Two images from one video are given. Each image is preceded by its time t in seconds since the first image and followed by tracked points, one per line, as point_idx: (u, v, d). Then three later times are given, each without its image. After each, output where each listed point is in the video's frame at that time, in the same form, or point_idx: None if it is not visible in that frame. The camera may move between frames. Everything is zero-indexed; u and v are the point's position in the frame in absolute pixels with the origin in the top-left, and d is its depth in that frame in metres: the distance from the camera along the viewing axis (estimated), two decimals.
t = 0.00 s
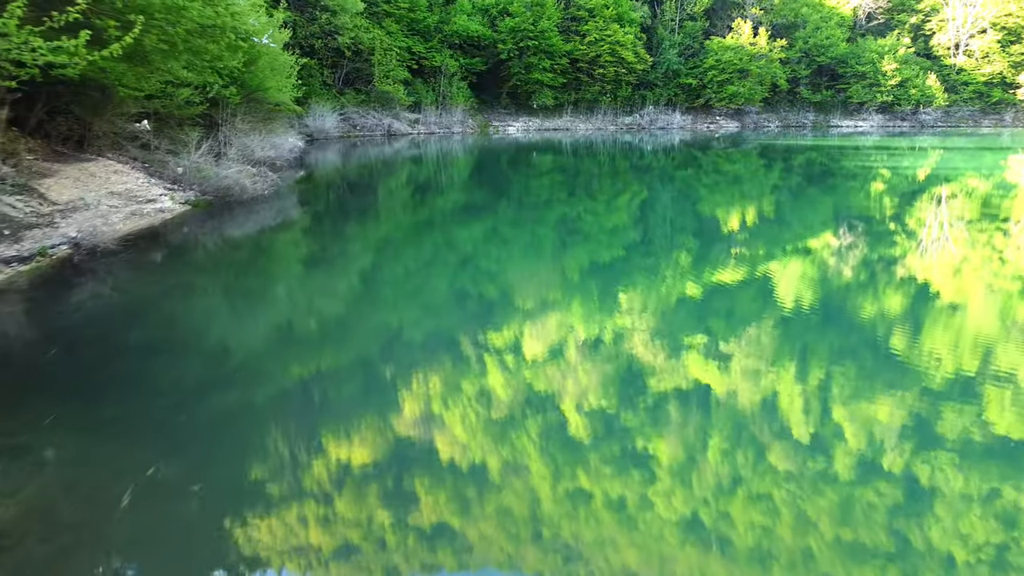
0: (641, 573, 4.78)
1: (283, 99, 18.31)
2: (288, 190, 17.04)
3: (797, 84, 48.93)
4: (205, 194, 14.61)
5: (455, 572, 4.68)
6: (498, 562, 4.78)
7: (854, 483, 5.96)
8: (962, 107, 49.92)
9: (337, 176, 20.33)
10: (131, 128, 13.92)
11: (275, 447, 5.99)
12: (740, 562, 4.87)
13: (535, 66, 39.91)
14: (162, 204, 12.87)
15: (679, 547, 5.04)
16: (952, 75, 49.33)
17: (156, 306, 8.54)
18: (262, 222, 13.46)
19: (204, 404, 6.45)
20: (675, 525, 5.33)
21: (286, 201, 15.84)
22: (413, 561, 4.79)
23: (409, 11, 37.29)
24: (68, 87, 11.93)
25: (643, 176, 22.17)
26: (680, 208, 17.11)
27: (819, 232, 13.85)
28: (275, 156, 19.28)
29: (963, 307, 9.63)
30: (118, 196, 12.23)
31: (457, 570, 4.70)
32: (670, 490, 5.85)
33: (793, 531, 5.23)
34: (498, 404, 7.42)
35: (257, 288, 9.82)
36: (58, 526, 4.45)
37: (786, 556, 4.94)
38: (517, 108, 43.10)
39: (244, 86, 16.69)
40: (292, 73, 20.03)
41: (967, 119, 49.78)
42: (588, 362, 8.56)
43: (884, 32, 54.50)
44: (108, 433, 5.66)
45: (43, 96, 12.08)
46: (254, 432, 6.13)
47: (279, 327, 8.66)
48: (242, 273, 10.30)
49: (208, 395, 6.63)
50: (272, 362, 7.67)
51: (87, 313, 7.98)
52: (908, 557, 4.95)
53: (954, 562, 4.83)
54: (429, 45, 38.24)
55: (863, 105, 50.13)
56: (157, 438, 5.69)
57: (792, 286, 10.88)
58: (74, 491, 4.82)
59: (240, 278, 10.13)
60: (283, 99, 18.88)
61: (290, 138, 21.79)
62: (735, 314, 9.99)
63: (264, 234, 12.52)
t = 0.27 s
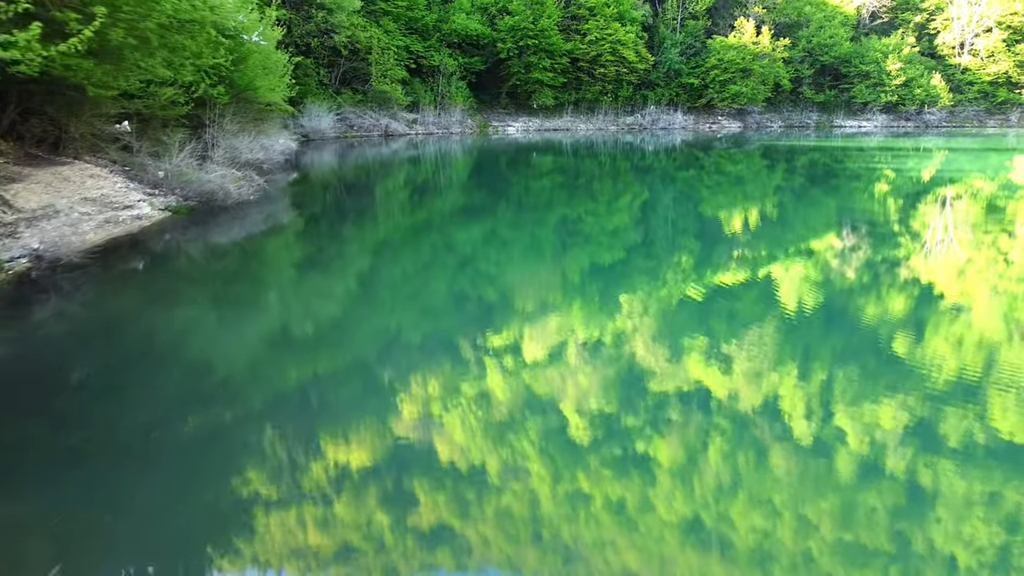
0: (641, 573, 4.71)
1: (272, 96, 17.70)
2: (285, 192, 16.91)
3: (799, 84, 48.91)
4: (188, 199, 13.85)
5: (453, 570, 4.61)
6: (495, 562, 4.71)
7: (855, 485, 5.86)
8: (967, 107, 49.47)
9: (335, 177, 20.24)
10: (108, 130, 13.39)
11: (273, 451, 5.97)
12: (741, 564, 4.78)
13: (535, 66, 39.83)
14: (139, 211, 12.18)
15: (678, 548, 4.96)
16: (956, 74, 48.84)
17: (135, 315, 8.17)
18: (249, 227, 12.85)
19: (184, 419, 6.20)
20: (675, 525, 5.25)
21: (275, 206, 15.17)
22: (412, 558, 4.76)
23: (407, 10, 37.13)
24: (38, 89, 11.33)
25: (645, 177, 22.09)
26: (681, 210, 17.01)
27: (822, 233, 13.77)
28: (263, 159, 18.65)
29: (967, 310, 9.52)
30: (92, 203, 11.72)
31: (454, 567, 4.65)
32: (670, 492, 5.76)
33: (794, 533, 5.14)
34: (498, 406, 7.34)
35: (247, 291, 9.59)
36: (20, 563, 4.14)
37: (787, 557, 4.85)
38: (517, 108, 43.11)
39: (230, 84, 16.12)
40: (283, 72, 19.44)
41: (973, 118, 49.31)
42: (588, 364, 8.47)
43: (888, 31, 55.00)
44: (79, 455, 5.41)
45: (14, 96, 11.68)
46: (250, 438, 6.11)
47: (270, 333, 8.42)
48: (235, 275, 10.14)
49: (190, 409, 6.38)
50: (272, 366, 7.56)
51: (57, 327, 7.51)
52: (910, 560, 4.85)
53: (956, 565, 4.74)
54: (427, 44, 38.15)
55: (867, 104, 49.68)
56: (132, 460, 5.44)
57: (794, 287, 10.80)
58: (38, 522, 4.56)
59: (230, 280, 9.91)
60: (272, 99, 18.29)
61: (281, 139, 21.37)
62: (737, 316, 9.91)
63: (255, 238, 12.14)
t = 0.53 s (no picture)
0: None
1: (263, 101, 17.07)
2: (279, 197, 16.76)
3: (802, 88, 48.80)
4: (169, 210, 13.16)
5: None
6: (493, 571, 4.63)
7: (858, 491, 5.76)
8: (972, 111, 49.31)
9: (332, 181, 20.16)
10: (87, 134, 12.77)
11: (270, 458, 5.91)
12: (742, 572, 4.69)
13: (535, 69, 39.84)
14: (114, 222, 11.54)
15: (679, 556, 4.87)
16: (961, 79, 48.43)
17: (115, 329, 7.77)
18: (233, 238, 12.24)
19: (171, 444, 5.79)
20: (675, 533, 5.16)
21: (263, 216, 14.54)
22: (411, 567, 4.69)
23: (405, 12, 37.25)
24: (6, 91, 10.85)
25: (646, 182, 22.05)
26: (683, 215, 16.93)
27: (826, 239, 13.68)
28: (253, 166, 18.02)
29: (971, 316, 9.43)
30: (63, 213, 11.09)
31: None
32: (671, 499, 5.67)
33: (795, 540, 5.05)
34: (497, 412, 7.25)
35: (237, 302, 9.21)
36: None
37: (788, 565, 4.76)
38: (516, 112, 43.17)
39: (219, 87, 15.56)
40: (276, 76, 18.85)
41: (978, 123, 49.19)
42: (588, 371, 8.36)
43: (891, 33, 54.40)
44: (58, 487, 4.95)
45: None
46: (247, 444, 6.03)
47: (264, 341, 8.21)
48: (227, 281, 9.89)
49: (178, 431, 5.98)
50: (267, 374, 7.43)
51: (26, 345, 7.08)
52: (913, 567, 4.76)
53: (960, 572, 4.64)
54: (426, 48, 38.20)
55: (871, 109, 49.53)
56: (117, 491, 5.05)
57: (797, 293, 10.71)
58: (14, 567, 4.15)
59: (220, 291, 9.51)
60: (263, 103, 17.66)
61: (272, 145, 20.81)
62: (738, 322, 9.81)
63: (245, 246, 11.74)
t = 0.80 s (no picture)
0: None
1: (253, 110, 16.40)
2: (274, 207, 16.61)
3: (805, 97, 48.96)
4: (148, 225, 12.49)
5: None
6: None
7: (861, 502, 5.65)
8: (976, 119, 49.87)
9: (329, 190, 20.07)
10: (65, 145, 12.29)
11: (266, 471, 5.82)
12: None
13: (535, 77, 39.83)
14: (85, 239, 11.00)
15: (680, 568, 4.76)
16: (964, 87, 48.75)
17: (92, 353, 7.46)
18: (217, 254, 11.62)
19: (148, 470, 5.48)
20: (675, 546, 5.05)
21: (250, 230, 13.85)
22: None
23: (403, 19, 37.40)
24: None
25: (646, 191, 22.01)
26: (683, 224, 16.85)
27: (829, 248, 13.61)
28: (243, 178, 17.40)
29: (975, 326, 9.33)
30: (31, 229, 10.55)
31: None
32: (671, 509, 5.57)
33: (798, 552, 4.95)
34: (497, 423, 7.14)
35: (227, 320, 8.87)
36: None
37: None
38: (515, 120, 43.26)
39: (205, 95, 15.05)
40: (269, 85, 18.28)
41: (982, 131, 49.83)
42: (588, 382, 8.22)
43: (894, 42, 53.41)
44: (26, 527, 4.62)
45: None
46: (241, 458, 5.92)
47: (254, 359, 7.95)
48: (219, 293, 9.70)
49: (161, 457, 5.65)
50: (259, 387, 7.29)
51: None
52: None
53: None
54: (424, 56, 38.28)
55: (874, 118, 49.86)
56: (95, 529, 4.72)
57: (799, 303, 10.61)
58: None
59: (208, 308, 9.18)
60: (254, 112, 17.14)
61: (262, 154, 20.50)
62: (739, 331, 9.73)
63: (234, 260, 11.39)
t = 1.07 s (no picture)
0: None
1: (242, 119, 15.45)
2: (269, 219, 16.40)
3: (807, 107, 49.70)
4: (125, 243, 11.85)
5: None
6: None
7: (866, 515, 5.54)
8: (979, 130, 50.47)
9: (327, 202, 19.99)
10: (37, 157, 10.96)
11: (264, 484, 5.71)
12: None
13: (535, 88, 39.92)
14: (52, 260, 10.47)
15: None
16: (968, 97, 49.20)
17: (70, 376, 7.13)
18: (199, 272, 11.09)
19: (131, 500, 5.23)
20: (677, 560, 4.93)
21: (238, 246, 13.27)
22: None
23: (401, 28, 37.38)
24: None
25: (647, 202, 21.94)
26: (686, 236, 16.77)
27: (832, 260, 13.54)
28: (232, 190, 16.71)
29: (980, 338, 9.23)
30: None
31: None
32: (674, 523, 5.45)
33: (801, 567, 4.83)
34: (496, 436, 7.03)
35: (216, 339, 8.59)
36: None
37: None
38: (514, 131, 43.45)
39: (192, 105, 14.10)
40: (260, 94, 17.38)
41: (985, 142, 50.37)
42: (589, 395, 8.10)
43: (897, 52, 54.01)
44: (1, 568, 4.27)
45: None
46: (237, 472, 5.82)
47: (245, 378, 7.69)
48: (212, 306, 9.54)
49: (147, 487, 5.43)
50: (257, 401, 7.17)
51: None
52: None
53: None
54: (424, 66, 38.43)
55: (876, 129, 50.50)
56: (69, 560, 4.45)
57: (801, 314, 10.52)
58: None
59: (195, 328, 8.85)
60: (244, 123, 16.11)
61: (254, 166, 20.18)
62: (741, 343, 9.64)
63: (222, 276, 11.01)
